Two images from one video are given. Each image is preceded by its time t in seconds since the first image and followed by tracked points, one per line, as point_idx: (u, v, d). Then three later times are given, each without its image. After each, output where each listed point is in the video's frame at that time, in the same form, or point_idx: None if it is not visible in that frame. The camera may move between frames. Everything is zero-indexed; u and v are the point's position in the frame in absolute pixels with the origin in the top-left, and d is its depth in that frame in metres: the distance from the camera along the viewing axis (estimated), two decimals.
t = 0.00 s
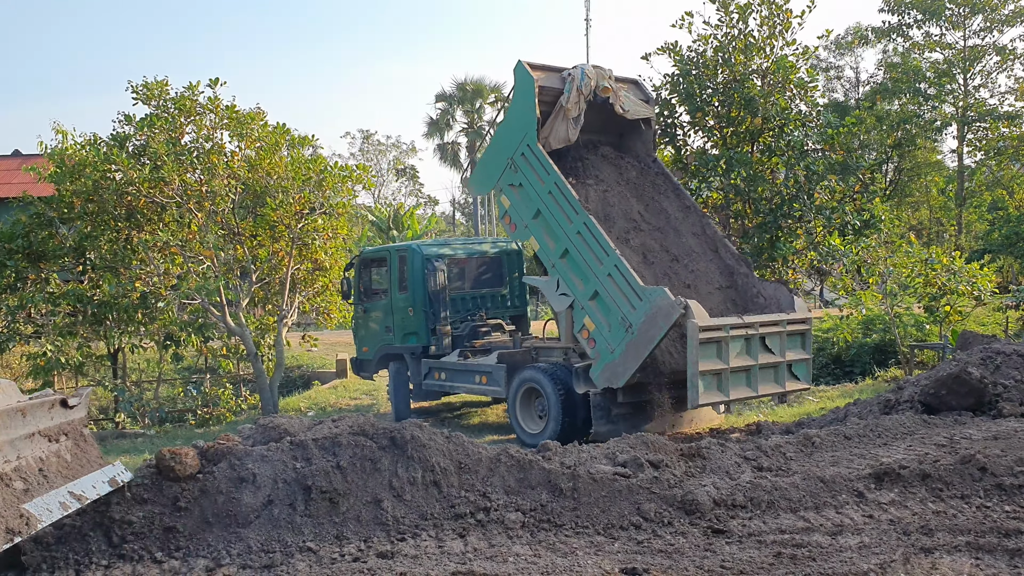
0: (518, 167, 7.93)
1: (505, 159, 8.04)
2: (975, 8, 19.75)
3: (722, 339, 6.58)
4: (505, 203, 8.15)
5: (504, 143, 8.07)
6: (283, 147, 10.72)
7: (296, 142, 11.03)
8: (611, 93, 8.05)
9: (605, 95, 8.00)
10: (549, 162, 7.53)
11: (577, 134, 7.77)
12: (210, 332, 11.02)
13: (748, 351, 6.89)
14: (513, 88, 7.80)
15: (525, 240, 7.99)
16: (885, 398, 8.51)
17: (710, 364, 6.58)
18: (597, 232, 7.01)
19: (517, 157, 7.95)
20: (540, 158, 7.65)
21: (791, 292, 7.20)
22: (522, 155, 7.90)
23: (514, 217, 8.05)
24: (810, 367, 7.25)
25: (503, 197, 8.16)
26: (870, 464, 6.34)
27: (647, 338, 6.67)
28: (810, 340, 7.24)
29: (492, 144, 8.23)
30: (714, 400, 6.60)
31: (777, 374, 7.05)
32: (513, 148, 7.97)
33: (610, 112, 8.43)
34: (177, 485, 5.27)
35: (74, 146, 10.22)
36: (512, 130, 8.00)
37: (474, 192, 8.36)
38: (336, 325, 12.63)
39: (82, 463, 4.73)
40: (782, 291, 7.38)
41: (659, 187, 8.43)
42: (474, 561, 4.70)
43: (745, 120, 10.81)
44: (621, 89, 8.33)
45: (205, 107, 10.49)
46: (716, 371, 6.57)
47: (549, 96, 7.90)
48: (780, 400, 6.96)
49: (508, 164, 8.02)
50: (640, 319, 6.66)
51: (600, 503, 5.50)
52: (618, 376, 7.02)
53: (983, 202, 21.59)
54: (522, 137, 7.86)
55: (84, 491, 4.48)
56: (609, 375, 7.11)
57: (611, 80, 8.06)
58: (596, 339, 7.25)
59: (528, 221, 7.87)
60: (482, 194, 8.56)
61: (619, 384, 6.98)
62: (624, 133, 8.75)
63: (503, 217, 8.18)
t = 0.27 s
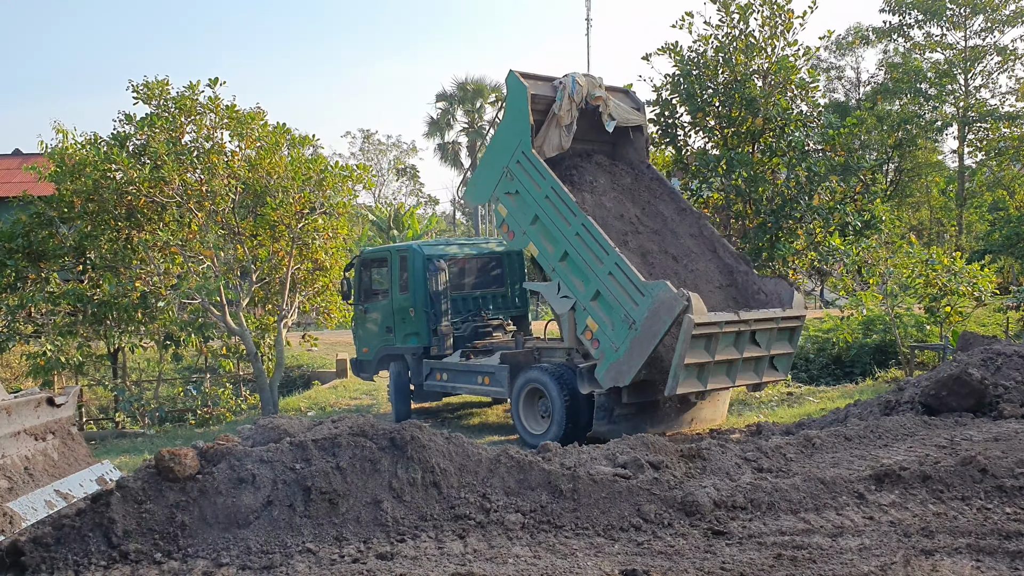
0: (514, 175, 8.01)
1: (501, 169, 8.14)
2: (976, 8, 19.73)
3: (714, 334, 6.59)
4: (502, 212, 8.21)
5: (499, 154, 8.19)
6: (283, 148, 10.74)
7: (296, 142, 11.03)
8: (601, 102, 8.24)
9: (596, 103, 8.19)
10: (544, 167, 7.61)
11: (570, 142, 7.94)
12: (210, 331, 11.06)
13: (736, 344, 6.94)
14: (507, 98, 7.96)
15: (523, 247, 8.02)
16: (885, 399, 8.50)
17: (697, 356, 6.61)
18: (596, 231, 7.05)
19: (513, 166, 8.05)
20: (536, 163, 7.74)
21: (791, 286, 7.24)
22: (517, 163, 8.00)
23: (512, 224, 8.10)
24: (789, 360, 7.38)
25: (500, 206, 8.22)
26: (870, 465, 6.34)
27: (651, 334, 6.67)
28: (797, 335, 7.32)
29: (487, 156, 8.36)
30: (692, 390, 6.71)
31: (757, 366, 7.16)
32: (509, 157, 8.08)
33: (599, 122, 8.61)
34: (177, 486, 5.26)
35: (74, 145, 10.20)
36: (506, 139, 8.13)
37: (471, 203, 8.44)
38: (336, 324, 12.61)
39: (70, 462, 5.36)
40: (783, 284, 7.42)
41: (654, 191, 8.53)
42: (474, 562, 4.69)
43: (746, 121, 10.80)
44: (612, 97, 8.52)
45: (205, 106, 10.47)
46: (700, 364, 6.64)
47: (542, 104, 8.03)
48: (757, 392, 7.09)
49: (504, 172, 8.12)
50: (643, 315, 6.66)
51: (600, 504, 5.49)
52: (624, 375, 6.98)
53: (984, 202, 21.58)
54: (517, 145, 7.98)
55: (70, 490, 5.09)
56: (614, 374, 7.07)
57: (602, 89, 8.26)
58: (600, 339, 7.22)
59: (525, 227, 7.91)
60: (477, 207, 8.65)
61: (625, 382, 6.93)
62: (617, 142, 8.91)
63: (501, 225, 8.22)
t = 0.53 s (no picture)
0: (508, 184, 8.11)
1: (496, 179, 8.25)
2: (976, 9, 19.73)
3: (707, 327, 6.65)
4: (499, 221, 8.29)
5: (492, 164, 8.32)
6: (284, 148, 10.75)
7: (297, 142, 11.04)
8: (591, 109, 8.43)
9: (586, 111, 8.39)
10: (539, 174, 7.71)
11: (561, 150, 8.11)
12: (210, 331, 10.99)
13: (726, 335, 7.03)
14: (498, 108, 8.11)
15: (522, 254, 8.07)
16: (885, 399, 8.51)
17: (687, 348, 6.70)
18: (593, 232, 7.10)
19: (507, 175, 8.16)
20: (530, 170, 7.84)
21: (789, 281, 7.29)
22: (511, 172, 8.11)
23: (510, 233, 8.16)
24: (775, 350, 7.52)
25: (497, 215, 8.30)
26: (870, 466, 6.34)
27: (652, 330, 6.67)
28: (789, 328, 7.41)
29: (481, 167, 8.48)
30: (676, 377, 6.85)
31: (744, 356, 7.29)
32: (502, 167, 8.21)
33: (591, 130, 8.77)
34: (177, 486, 5.27)
35: (74, 145, 10.18)
36: (498, 150, 8.26)
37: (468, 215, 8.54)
38: (336, 324, 12.62)
39: (70, 468, 4.74)
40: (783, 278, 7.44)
41: (650, 196, 8.62)
42: (473, 562, 4.70)
43: (747, 121, 10.80)
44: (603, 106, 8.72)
45: (205, 106, 10.47)
46: (688, 355, 6.74)
47: (533, 113, 8.19)
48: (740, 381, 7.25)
49: (499, 182, 8.22)
50: (643, 312, 6.67)
51: (599, 505, 5.50)
52: (627, 374, 6.95)
53: (984, 202, 21.59)
54: (509, 154, 8.11)
55: (69, 498, 4.47)
56: (617, 374, 7.04)
57: (591, 96, 8.47)
58: (601, 340, 7.22)
59: (523, 234, 7.97)
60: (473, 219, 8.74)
61: (628, 381, 6.89)
62: (609, 151, 9.03)
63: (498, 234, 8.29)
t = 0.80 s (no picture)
0: (503, 192, 8.21)
1: (491, 187, 8.34)
2: (977, 8, 19.72)
3: (708, 319, 6.65)
4: (495, 229, 8.35)
5: (486, 173, 8.41)
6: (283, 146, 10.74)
7: (297, 141, 11.04)
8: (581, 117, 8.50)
9: (576, 118, 8.46)
10: (533, 179, 7.79)
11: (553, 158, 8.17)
12: (210, 330, 11.15)
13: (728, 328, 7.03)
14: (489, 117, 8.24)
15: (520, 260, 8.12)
16: (884, 398, 8.51)
17: (690, 340, 6.68)
18: (589, 231, 7.15)
19: (501, 183, 8.25)
20: (524, 176, 7.93)
21: (786, 274, 7.32)
22: (504, 180, 8.21)
23: (507, 239, 8.22)
24: (779, 344, 7.50)
25: (493, 223, 8.37)
26: (870, 464, 6.34)
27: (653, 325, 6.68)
28: (790, 321, 7.42)
29: (475, 177, 8.58)
30: (682, 372, 6.81)
31: (748, 350, 7.27)
32: (496, 176, 8.30)
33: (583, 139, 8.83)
34: (177, 484, 5.27)
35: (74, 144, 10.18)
36: (491, 160, 8.37)
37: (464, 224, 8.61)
38: (337, 323, 12.60)
39: (73, 498, 4.79)
40: (780, 271, 7.47)
41: (644, 201, 8.66)
42: (473, 560, 4.70)
43: (746, 120, 10.79)
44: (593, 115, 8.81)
45: (205, 105, 10.46)
46: (693, 347, 6.71)
47: (524, 122, 8.28)
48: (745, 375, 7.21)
49: (494, 190, 8.31)
50: (643, 307, 6.69)
51: (599, 503, 5.50)
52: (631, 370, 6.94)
53: (984, 202, 21.58)
54: (502, 163, 8.22)
55: (71, 531, 4.52)
56: (620, 372, 7.03)
57: (581, 104, 8.54)
58: (603, 338, 7.22)
59: (520, 239, 8.03)
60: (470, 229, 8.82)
61: (632, 377, 6.88)
62: (601, 159, 9.11)
63: (496, 242, 8.35)
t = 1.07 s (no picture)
0: (498, 200, 8.26)
1: (485, 196, 8.40)
2: (978, 8, 19.70)
3: (714, 312, 6.63)
4: (491, 237, 8.39)
5: (480, 183, 8.48)
6: (282, 145, 10.73)
7: (296, 140, 11.02)
8: (571, 127, 8.63)
9: (567, 128, 8.61)
10: (527, 185, 7.85)
11: (545, 168, 8.29)
12: (210, 329, 11.12)
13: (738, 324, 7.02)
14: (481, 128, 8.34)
15: (517, 267, 8.14)
16: (885, 398, 8.50)
17: (700, 334, 6.66)
18: (585, 232, 7.19)
19: (496, 191, 8.31)
20: (518, 183, 8.00)
21: (784, 267, 7.32)
22: (499, 188, 8.27)
23: (503, 247, 8.25)
24: (793, 340, 7.48)
25: (489, 231, 8.41)
26: (870, 464, 6.33)
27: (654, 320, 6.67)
28: (799, 315, 7.44)
29: (469, 188, 8.65)
30: (699, 369, 6.74)
31: (763, 346, 7.24)
32: (490, 185, 8.37)
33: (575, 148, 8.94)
34: (177, 483, 5.27)
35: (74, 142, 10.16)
36: (485, 169, 8.45)
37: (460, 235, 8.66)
38: (337, 322, 12.56)
39: (74, 516, 4.74)
40: (778, 266, 7.49)
41: (639, 207, 8.69)
42: (472, 559, 4.69)
43: (747, 120, 10.77)
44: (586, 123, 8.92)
45: (205, 104, 10.45)
46: (705, 342, 6.68)
47: (516, 131, 8.45)
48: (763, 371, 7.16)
49: (488, 199, 8.37)
50: (642, 303, 6.69)
51: (599, 502, 5.48)
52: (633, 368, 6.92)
53: (985, 202, 21.55)
54: (496, 172, 8.29)
55: (70, 552, 4.51)
56: (622, 370, 7.00)
57: (572, 114, 8.70)
58: (603, 338, 7.20)
59: (517, 245, 8.06)
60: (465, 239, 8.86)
61: (634, 374, 6.85)
62: (594, 168, 9.20)
63: (492, 250, 8.38)
